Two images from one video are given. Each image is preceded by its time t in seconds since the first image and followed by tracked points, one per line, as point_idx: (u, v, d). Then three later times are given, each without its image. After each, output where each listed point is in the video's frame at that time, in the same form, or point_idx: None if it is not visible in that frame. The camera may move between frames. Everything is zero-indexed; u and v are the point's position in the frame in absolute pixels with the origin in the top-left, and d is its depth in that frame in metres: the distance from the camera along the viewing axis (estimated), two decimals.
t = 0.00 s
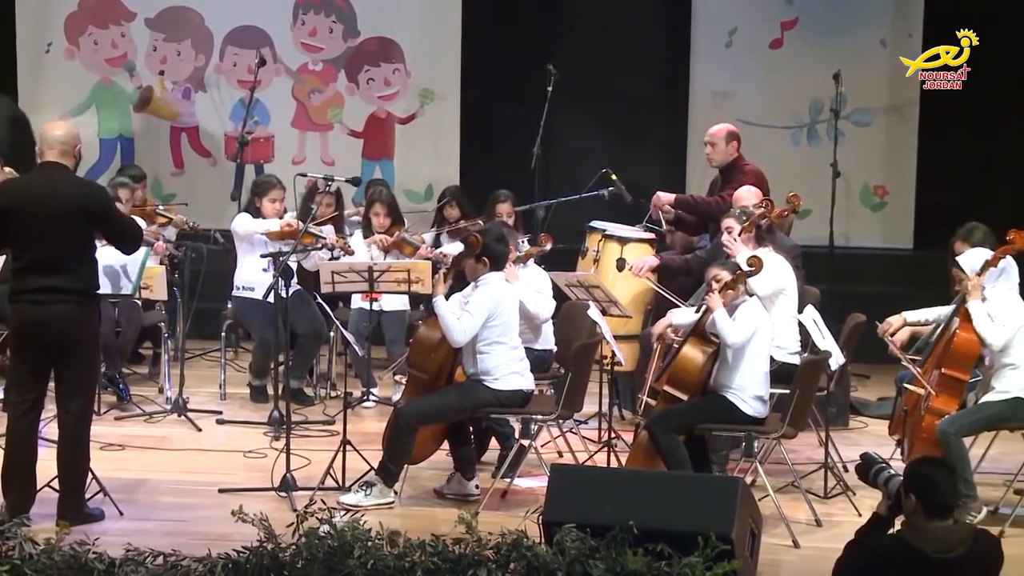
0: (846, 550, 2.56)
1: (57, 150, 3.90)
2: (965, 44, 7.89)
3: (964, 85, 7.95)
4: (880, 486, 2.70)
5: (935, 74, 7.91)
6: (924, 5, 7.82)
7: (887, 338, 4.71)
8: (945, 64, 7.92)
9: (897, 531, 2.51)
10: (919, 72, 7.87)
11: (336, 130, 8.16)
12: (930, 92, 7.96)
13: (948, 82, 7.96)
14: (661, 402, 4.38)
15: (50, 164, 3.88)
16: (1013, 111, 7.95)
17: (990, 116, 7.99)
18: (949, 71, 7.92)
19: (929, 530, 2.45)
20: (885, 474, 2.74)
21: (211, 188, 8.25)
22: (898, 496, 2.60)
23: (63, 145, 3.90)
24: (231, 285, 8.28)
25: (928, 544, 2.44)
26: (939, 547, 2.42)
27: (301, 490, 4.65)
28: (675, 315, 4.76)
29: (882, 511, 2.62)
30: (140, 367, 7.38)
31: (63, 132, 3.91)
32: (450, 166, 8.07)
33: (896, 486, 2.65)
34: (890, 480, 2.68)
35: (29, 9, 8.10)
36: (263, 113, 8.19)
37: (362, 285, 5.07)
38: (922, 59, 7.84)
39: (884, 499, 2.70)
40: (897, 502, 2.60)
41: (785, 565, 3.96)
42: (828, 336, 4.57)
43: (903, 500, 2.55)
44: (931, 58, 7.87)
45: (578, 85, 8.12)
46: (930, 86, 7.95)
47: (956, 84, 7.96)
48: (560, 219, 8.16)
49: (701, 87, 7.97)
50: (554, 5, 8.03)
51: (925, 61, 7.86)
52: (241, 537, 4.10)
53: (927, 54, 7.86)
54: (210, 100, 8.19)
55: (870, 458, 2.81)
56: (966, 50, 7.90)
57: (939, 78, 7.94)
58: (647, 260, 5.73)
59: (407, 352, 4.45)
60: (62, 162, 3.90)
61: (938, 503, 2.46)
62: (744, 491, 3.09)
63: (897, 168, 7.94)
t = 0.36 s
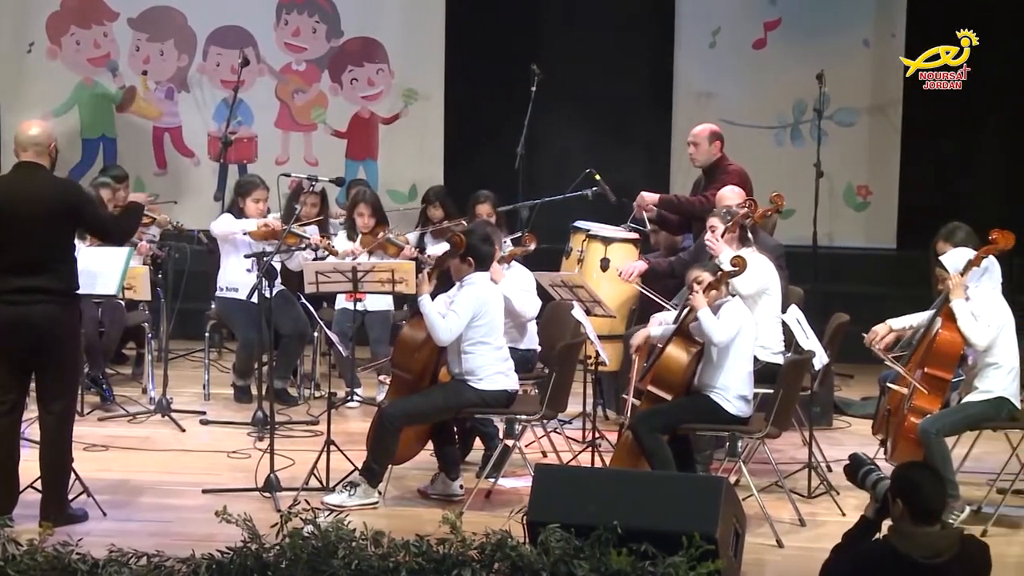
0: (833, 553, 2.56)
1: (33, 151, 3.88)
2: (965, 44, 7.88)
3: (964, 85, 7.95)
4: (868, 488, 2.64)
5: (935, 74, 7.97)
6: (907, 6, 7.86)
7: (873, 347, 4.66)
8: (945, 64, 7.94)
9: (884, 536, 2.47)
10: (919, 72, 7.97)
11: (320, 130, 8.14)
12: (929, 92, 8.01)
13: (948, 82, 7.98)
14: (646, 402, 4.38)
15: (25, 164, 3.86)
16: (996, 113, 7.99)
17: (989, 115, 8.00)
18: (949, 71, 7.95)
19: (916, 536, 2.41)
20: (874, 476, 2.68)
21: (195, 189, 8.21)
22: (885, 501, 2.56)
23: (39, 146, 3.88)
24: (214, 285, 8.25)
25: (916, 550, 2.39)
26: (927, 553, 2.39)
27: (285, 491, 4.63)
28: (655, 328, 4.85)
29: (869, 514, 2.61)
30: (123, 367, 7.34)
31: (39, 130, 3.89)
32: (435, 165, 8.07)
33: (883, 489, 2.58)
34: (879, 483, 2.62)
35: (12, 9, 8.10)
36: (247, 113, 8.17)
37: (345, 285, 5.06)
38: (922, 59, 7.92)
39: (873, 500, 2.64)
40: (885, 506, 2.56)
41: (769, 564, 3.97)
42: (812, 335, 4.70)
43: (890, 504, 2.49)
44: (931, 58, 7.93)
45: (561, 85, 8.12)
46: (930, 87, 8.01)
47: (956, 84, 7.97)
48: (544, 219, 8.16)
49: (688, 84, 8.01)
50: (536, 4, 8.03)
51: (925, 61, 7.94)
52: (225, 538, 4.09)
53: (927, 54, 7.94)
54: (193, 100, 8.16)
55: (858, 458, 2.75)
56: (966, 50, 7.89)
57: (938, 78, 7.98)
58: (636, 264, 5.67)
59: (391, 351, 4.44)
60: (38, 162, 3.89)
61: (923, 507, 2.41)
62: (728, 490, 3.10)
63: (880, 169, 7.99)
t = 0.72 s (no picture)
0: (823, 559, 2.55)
1: (10, 150, 3.85)
2: (965, 44, 7.87)
3: (964, 85, 7.92)
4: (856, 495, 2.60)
5: (935, 74, 7.94)
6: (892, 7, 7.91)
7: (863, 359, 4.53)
8: (945, 64, 7.91)
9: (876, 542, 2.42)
10: (919, 72, 7.97)
11: (305, 130, 8.12)
12: (929, 92, 7.99)
13: (948, 82, 7.94)
14: (632, 402, 4.38)
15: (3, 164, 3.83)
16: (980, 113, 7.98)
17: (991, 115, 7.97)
18: (949, 71, 7.91)
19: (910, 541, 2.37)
20: (862, 483, 2.62)
21: (180, 189, 8.18)
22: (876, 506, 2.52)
23: (17, 146, 3.85)
24: (200, 285, 8.22)
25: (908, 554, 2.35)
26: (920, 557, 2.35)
27: (271, 491, 4.62)
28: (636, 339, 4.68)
29: (859, 520, 2.58)
30: (108, 368, 7.30)
31: (17, 130, 3.86)
32: (420, 166, 8.08)
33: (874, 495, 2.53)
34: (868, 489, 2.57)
35: None
36: (232, 113, 8.15)
37: (331, 285, 5.05)
38: (922, 59, 7.92)
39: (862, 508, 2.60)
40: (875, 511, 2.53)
41: (754, 564, 3.98)
42: (799, 335, 4.62)
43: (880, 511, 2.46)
44: (931, 58, 7.92)
45: (547, 84, 8.11)
46: (930, 87, 7.98)
47: (956, 84, 7.93)
48: (530, 219, 8.16)
49: (672, 85, 8.08)
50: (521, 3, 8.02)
51: (925, 61, 7.93)
52: (210, 538, 4.08)
53: (927, 54, 7.93)
54: (179, 101, 8.14)
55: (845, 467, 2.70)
56: (966, 50, 7.88)
57: (938, 78, 7.95)
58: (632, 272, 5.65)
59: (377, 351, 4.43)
60: (16, 161, 3.86)
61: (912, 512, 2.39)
62: (714, 489, 3.10)
63: (867, 171, 8.05)
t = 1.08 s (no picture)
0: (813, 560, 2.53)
1: None
2: (965, 44, 7.95)
3: (964, 85, 8.00)
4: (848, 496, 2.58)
5: (935, 74, 8.00)
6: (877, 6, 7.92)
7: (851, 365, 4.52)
8: (945, 64, 7.98)
9: (865, 544, 2.42)
10: (919, 71, 8.03)
11: (290, 130, 8.11)
12: (929, 92, 8.05)
13: (948, 82, 8.01)
14: (617, 402, 4.39)
15: None
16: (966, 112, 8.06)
17: (993, 112, 8.05)
18: (949, 71, 7.98)
19: (899, 543, 2.36)
20: (853, 485, 2.60)
21: (164, 189, 8.16)
22: (867, 510, 2.51)
23: None
24: (184, 285, 8.19)
25: (896, 557, 2.35)
26: (908, 560, 2.35)
27: (255, 492, 4.60)
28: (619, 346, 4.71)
29: (850, 522, 2.57)
30: (92, 368, 7.27)
31: None
32: (405, 165, 8.05)
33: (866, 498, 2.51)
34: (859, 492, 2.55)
35: None
36: (217, 113, 8.12)
37: (316, 285, 5.04)
38: (922, 59, 7.98)
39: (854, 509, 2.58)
40: (866, 515, 2.52)
41: (739, 563, 3.99)
42: (782, 336, 4.53)
43: (871, 512, 2.45)
44: (931, 58, 7.98)
45: (532, 84, 8.13)
46: (930, 87, 8.04)
47: (956, 84, 8.01)
48: (515, 219, 8.16)
49: (657, 86, 8.07)
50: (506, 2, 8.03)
51: (925, 61, 7.99)
52: (196, 539, 4.06)
53: (927, 54, 7.98)
54: (162, 101, 8.11)
55: (839, 469, 2.68)
56: (966, 50, 7.96)
57: (938, 78, 8.01)
58: (627, 279, 5.72)
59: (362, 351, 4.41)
60: None
61: (904, 514, 2.37)
62: (699, 489, 3.10)
63: (852, 171, 8.05)
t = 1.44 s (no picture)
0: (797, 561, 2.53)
1: None
2: (966, 44, 7.98)
3: (964, 84, 8.00)
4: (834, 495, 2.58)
5: (935, 74, 8.02)
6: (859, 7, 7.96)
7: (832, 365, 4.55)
8: (945, 64, 8.01)
9: (850, 544, 2.43)
10: (919, 72, 8.03)
11: (273, 130, 8.10)
12: (930, 92, 8.05)
13: (948, 82, 8.02)
14: (600, 402, 4.40)
15: None
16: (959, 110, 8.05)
17: (992, 113, 8.03)
18: (949, 70, 8.01)
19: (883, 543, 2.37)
20: (840, 485, 2.60)
21: (146, 189, 8.12)
22: (853, 511, 2.51)
23: None
24: (167, 285, 8.15)
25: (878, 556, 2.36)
26: (890, 559, 2.36)
27: (238, 492, 4.58)
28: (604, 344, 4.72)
29: (836, 522, 2.56)
30: (75, 368, 7.23)
31: None
32: (390, 165, 8.09)
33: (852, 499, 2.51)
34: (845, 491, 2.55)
35: None
36: (200, 113, 8.10)
37: (299, 285, 5.03)
38: (922, 59, 7.99)
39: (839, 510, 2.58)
40: (852, 515, 2.52)
41: (722, 563, 4.00)
42: (766, 335, 4.73)
43: (855, 513, 2.46)
44: (931, 58, 8.00)
45: (515, 84, 8.12)
46: (930, 87, 8.04)
47: (956, 84, 8.01)
48: (499, 219, 8.16)
49: (641, 87, 8.12)
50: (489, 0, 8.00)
51: (925, 61, 8.00)
52: (178, 540, 4.04)
53: (927, 54, 8.00)
54: (145, 101, 8.07)
55: (826, 468, 2.67)
56: (966, 50, 7.99)
57: (938, 78, 8.02)
58: (618, 285, 5.78)
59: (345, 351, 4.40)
60: None
61: (889, 516, 2.37)
62: (682, 488, 3.11)
63: (834, 170, 8.10)
